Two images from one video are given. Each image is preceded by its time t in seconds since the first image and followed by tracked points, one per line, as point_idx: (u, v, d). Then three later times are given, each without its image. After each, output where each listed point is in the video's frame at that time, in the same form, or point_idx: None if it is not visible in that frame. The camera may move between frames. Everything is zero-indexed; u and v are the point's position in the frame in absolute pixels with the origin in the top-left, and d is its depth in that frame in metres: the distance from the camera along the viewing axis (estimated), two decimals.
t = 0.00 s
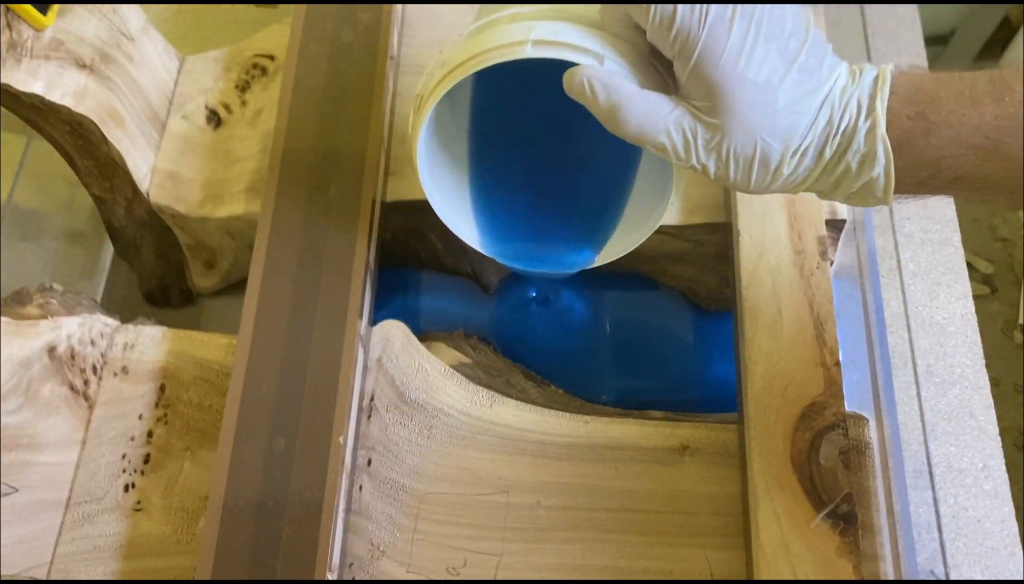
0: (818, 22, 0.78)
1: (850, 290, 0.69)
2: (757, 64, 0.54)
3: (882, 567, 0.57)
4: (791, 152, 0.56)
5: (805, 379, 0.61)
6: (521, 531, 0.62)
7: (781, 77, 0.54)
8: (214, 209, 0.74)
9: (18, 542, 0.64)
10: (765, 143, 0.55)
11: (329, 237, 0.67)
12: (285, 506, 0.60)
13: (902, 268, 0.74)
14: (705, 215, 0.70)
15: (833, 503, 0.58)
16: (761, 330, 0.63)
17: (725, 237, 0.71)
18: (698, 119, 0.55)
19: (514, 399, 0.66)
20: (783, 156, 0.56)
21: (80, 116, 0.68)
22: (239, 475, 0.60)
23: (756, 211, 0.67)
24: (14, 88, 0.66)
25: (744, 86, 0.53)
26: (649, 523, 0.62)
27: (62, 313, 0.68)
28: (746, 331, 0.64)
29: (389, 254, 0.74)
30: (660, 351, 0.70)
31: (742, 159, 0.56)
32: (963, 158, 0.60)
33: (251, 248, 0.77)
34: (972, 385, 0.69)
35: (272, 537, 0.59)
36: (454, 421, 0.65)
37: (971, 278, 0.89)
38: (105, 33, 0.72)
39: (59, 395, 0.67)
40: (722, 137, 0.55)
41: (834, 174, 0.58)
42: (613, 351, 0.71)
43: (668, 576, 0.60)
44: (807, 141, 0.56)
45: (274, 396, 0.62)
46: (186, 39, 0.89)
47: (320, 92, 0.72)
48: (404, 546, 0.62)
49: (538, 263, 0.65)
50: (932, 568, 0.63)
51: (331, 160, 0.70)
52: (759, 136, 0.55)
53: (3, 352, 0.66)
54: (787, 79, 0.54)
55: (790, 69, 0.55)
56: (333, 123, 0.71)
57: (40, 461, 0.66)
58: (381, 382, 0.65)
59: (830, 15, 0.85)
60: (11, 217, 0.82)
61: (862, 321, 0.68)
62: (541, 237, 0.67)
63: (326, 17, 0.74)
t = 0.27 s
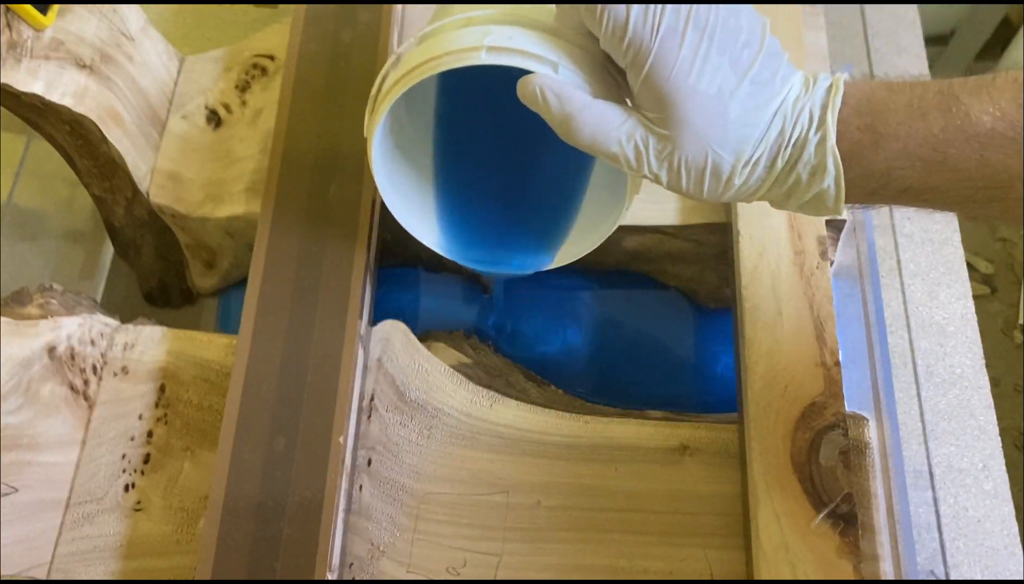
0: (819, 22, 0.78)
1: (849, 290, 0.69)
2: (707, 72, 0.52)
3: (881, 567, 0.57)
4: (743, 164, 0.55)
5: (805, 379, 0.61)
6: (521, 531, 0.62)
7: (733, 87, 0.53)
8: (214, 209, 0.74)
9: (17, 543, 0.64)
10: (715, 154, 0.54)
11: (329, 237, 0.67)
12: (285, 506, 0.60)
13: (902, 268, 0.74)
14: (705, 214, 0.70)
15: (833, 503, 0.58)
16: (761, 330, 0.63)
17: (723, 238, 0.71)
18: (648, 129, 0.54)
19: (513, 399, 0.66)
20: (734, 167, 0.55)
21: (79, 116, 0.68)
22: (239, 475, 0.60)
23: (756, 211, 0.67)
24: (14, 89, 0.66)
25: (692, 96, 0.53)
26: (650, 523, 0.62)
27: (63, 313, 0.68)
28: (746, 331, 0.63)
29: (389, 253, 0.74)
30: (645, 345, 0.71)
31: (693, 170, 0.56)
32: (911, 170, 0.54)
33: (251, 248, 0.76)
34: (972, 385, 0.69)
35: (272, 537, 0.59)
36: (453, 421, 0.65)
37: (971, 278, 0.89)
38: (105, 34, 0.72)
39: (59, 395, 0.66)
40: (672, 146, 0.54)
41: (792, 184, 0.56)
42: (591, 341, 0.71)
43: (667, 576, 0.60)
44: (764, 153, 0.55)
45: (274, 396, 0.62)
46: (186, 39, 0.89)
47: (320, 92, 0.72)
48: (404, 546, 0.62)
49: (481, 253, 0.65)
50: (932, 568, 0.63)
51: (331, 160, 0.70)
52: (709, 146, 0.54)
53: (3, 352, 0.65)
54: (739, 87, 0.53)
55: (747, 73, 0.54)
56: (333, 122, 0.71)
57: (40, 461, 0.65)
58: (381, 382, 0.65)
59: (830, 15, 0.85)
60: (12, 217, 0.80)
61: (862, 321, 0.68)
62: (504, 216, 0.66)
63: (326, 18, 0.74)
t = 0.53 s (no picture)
0: (818, 23, 0.78)
1: (849, 290, 0.69)
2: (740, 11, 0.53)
3: (881, 567, 0.57)
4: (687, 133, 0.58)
5: (805, 379, 0.61)
6: (521, 531, 0.62)
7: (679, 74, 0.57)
8: (215, 209, 0.74)
9: (17, 542, 0.64)
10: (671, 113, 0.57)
11: (329, 236, 0.67)
12: (285, 506, 0.60)
13: (902, 268, 0.74)
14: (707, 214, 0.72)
15: (833, 503, 0.58)
16: (761, 329, 0.63)
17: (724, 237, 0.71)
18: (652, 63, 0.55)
19: (514, 399, 0.66)
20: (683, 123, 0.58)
21: (79, 117, 0.69)
22: (239, 475, 0.60)
23: (756, 210, 0.67)
24: (15, 89, 0.67)
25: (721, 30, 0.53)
26: (650, 523, 0.62)
27: (62, 313, 0.68)
28: (746, 331, 0.64)
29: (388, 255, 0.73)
30: (650, 338, 0.70)
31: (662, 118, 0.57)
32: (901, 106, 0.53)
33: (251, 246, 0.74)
34: (972, 385, 0.69)
35: (272, 537, 0.59)
36: (454, 421, 0.65)
37: (971, 278, 0.90)
38: (106, 34, 0.73)
39: (59, 395, 0.66)
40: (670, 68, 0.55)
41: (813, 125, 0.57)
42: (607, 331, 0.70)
43: (667, 576, 0.60)
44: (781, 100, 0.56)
45: (274, 396, 0.62)
46: (187, 40, 0.89)
47: (320, 91, 0.72)
48: (404, 546, 0.62)
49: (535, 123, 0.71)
50: (932, 568, 0.63)
51: (331, 159, 0.70)
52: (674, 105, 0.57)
53: (3, 352, 0.65)
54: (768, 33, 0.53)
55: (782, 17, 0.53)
56: (333, 122, 0.71)
57: (39, 461, 0.65)
58: (381, 382, 0.66)
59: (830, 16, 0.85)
60: (12, 218, 0.79)
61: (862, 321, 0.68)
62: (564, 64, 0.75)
63: (327, 18, 0.74)
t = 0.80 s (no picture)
0: (819, 22, 0.78)
1: (849, 290, 0.68)
2: None
3: (881, 567, 0.57)
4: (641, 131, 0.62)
5: (805, 379, 0.61)
6: (521, 531, 0.62)
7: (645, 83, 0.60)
8: (215, 209, 0.74)
9: (17, 542, 0.64)
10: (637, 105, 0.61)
11: (329, 235, 0.67)
12: (285, 506, 0.60)
13: (902, 268, 0.74)
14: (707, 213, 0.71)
15: (833, 503, 0.58)
16: (761, 329, 0.63)
17: (724, 237, 0.70)
18: None
19: (514, 399, 0.66)
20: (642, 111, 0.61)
21: (80, 116, 0.69)
22: (239, 474, 0.60)
23: (756, 210, 0.67)
24: (15, 88, 0.68)
25: None
26: (650, 523, 0.62)
27: (62, 313, 0.68)
28: (746, 331, 0.64)
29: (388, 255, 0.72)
30: (636, 335, 0.70)
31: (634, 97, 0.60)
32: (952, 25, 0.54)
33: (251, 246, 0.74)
34: (972, 385, 0.69)
35: (272, 537, 0.59)
36: (453, 421, 0.65)
37: (971, 278, 0.90)
38: (105, 34, 0.73)
39: (59, 395, 0.66)
40: None
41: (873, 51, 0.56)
42: (609, 335, 0.70)
43: (667, 576, 0.60)
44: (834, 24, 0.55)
45: (274, 396, 0.63)
46: (187, 39, 0.89)
47: (320, 91, 0.72)
48: (404, 546, 0.62)
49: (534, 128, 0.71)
50: (932, 568, 0.63)
51: (331, 159, 0.70)
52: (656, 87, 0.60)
53: (3, 352, 0.65)
54: None
55: None
56: (333, 121, 0.71)
57: (39, 461, 0.65)
58: (381, 382, 0.66)
59: (830, 16, 0.85)
60: (12, 218, 0.79)
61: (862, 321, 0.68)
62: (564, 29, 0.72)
63: (327, 18, 0.74)
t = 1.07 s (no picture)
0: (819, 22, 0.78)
1: (849, 290, 0.68)
2: None
3: (881, 567, 0.57)
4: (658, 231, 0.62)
5: (805, 379, 0.61)
6: (521, 531, 0.62)
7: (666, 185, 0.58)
8: (214, 209, 0.75)
9: (17, 542, 0.64)
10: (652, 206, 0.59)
11: (329, 235, 0.67)
12: (285, 506, 0.60)
13: (902, 268, 0.74)
14: (708, 213, 0.72)
15: (834, 503, 0.58)
16: (761, 329, 0.63)
17: (724, 236, 0.71)
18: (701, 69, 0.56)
19: (514, 399, 0.66)
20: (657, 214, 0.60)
21: (79, 116, 0.68)
22: (240, 475, 0.60)
23: (756, 211, 0.67)
24: (15, 89, 0.66)
25: (823, 10, 0.52)
26: (650, 523, 0.62)
27: (62, 313, 0.69)
28: (746, 332, 0.64)
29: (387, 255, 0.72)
30: (642, 335, 0.70)
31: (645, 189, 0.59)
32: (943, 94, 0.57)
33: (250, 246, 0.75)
34: (972, 385, 0.69)
35: (272, 537, 0.59)
36: (454, 421, 0.65)
37: (971, 278, 0.90)
38: (105, 34, 0.73)
39: (59, 395, 0.66)
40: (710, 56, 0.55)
41: (893, 110, 0.58)
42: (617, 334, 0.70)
43: (668, 576, 0.60)
44: (855, 90, 0.57)
45: (274, 396, 0.62)
46: (187, 39, 0.89)
47: (320, 91, 0.72)
48: (404, 546, 0.61)
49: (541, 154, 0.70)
50: (932, 568, 0.63)
51: (331, 159, 0.70)
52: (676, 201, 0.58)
53: (3, 352, 0.65)
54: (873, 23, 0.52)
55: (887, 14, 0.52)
56: (333, 121, 0.71)
57: (39, 460, 0.66)
58: (381, 382, 0.66)
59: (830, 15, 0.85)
60: (12, 218, 0.79)
61: (863, 321, 0.68)
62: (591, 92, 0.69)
63: (327, 18, 0.74)
